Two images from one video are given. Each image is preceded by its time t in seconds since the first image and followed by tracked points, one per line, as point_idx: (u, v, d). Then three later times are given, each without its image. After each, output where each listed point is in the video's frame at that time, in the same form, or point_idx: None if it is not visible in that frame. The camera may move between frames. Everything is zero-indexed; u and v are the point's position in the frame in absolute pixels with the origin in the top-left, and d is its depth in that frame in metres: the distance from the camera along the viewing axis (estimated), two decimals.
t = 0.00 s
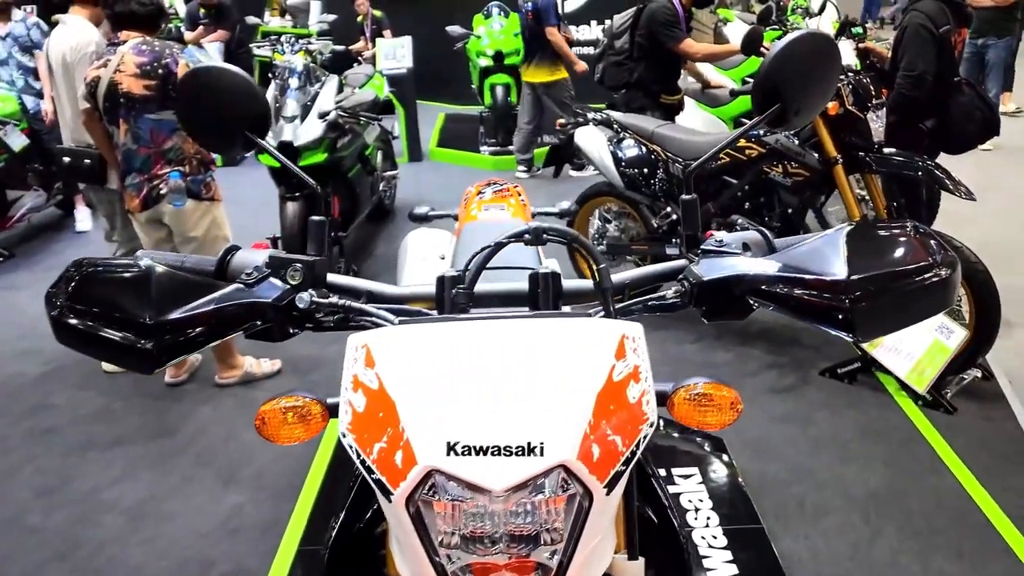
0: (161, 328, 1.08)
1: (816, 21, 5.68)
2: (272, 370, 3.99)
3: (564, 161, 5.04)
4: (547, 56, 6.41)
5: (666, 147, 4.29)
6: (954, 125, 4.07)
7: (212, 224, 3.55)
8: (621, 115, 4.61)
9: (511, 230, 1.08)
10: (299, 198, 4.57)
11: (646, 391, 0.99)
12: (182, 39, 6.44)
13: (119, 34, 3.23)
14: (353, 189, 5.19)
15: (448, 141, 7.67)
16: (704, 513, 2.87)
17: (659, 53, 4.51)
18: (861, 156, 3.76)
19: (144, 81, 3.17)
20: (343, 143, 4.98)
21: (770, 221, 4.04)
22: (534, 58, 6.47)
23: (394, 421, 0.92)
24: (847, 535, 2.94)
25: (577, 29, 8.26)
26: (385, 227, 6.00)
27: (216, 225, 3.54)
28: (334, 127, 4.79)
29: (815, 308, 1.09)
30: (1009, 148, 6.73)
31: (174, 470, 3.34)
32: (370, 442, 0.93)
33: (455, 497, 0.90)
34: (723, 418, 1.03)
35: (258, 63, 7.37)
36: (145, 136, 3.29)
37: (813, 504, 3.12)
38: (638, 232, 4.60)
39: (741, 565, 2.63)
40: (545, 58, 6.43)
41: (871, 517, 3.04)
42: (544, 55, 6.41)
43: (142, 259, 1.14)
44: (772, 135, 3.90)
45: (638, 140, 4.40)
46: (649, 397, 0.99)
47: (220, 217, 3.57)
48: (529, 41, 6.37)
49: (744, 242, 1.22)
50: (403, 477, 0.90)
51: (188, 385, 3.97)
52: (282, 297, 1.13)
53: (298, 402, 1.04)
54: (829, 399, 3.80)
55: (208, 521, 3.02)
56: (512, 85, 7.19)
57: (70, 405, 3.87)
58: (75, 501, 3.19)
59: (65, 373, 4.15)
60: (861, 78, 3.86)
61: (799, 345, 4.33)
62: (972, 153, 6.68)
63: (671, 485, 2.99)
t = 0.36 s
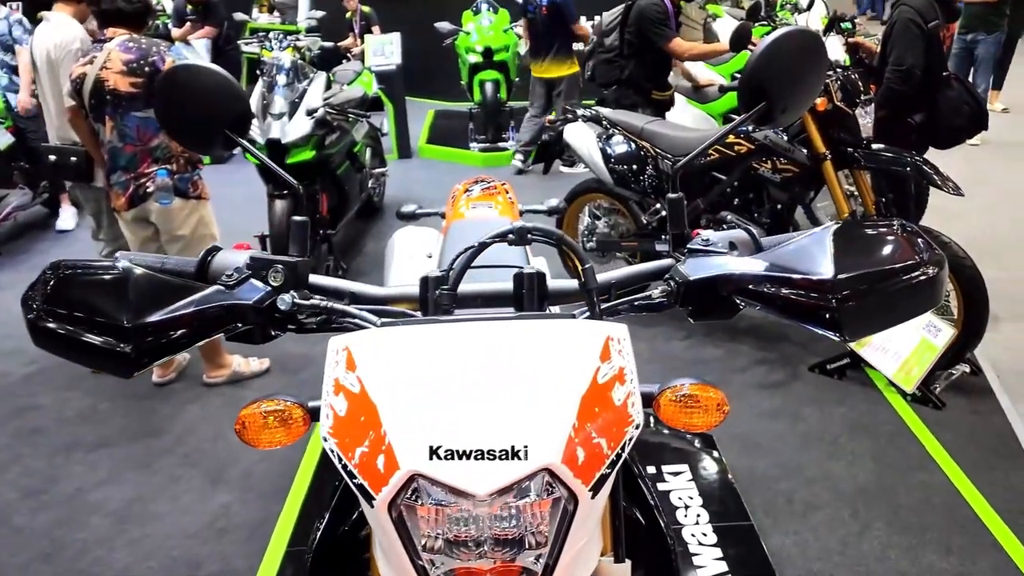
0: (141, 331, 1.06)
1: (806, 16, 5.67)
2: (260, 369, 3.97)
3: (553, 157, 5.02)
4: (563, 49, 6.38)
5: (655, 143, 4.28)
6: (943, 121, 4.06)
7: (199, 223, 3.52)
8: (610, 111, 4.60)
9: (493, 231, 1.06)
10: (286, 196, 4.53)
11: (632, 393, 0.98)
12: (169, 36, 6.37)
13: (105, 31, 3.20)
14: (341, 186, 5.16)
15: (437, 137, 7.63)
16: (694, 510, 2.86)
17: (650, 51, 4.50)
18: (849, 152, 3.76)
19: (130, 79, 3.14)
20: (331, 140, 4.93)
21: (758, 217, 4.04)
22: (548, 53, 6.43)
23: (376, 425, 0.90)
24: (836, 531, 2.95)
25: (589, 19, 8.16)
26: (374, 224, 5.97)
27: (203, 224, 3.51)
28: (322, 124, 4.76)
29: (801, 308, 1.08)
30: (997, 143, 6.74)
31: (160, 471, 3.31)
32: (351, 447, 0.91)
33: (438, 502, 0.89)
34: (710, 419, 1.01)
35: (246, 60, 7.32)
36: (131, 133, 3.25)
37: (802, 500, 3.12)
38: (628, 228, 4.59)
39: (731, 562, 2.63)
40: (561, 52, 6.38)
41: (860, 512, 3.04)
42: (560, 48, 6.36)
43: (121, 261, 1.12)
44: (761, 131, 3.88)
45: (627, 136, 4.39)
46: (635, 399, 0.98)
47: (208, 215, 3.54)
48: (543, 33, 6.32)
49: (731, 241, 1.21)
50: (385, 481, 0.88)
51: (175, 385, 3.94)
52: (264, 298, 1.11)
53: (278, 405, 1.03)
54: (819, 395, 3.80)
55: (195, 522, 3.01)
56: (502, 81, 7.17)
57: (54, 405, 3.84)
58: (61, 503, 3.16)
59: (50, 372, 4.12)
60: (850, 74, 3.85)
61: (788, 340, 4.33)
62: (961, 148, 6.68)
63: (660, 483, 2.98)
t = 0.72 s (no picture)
0: (133, 328, 1.06)
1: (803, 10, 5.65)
2: (254, 364, 3.95)
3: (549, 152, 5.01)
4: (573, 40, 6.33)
5: (652, 139, 4.27)
6: (941, 116, 4.05)
7: (192, 219, 3.51)
8: (607, 106, 4.59)
9: (489, 227, 1.05)
10: (282, 190, 4.51)
11: (626, 390, 0.97)
12: (164, 30, 6.34)
13: (99, 24, 3.18)
14: (336, 181, 5.14)
15: (433, 131, 7.61)
16: (689, 505, 2.86)
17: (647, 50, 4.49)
18: (845, 148, 3.76)
19: (123, 72, 3.12)
20: (327, 134, 4.91)
21: (755, 213, 4.03)
22: (557, 45, 6.38)
23: (367, 422, 0.90)
24: (831, 526, 2.95)
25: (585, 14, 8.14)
26: (370, 219, 5.96)
27: (197, 219, 3.50)
28: (317, 118, 4.74)
29: (796, 304, 1.08)
30: (994, 138, 6.74)
31: (155, 466, 3.31)
32: (343, 444, 0.91)
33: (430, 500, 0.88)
34: (705, 417, 1.01)
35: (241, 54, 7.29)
36: (125, 127, 3.24)
37: (797, 495, 3.12)
38: (624, 223, 4.58)
39: (726, 556, 2.64)
40: (571, 42, 6.32)
41: (855, 507, 3.05)
42: (569, 39, 6.31)
43: (112, 257, 1.11)
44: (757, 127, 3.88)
45: (624, 131, 4.38)
46: (629, 396, 0.97)
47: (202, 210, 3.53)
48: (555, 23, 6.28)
49: (726, 237, 1.20)
50: (378, 479, 0.88)
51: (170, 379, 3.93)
52: (256, 295, 1.10)
53: (270, 402, 1.02)
54: (814, 390, 3.80)
55: (191, 516, 3.00)
56: (498, 75, 7.15)
57: (49, 400, 3.82)
58: (55, 497, 3.15)
59: (44, 367, 4.10)
60: (845, 69, 3.83)
61: (784, 335, 4.33)
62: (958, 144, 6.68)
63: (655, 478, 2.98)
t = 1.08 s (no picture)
0: (131, 319, 1.05)
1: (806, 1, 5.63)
2: (253, 352, 3.95)
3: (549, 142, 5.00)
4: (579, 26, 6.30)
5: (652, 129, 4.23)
6: (942, 109, 4.03)
7: (191, 206, 3.49)
8: (607, 95, 4.57)
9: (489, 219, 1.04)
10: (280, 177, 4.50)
11: (627, 384, 0.97)
12: (163, 15, 6.31)
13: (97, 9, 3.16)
14: (335, 168, 5.11)
15: (431, 119, 7.58)
16: (686, 496, 2.87)
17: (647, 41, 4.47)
18: (846, 139, 3.74)
19: (121, 57, 3.10)
20: (326, 121, 4.91)
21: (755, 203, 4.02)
22: (564, 30, 6.33)
23: (368, 415, 0.90)
24: (828, 517, 2.96)
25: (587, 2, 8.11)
26: (369, 207, 5.95)
27: (195, 207, 3.48)
28: (316, 105, 4.72)
29: (797, 299, 1.08)
30: (993, 130, 6.73)
31: (154, 454, 3.31)
32: (343, 437, 0.90)
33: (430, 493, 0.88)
34: (706, 411, 1.01)
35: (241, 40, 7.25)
36: (122, 113, 3.22)
37: (794, 486, 3.13)
38: (624, 213, 4.58)
39: (722, 547, 2.65)
40: (577, 29, 6.29)
41: (851, 499, 3.06)
42: (577, 26, 6.29)
43: (109, 246, 1.11)
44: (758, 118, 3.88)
45: (624, 121, 4.37)
46: (630, 391, 0.96)
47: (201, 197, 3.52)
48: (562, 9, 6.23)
49: (727, 231, 1.19)
50: (378, 472, 0.87)
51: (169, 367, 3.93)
52: (255, 285, 1.10)
53: (270, 394, 1.02)
54: (812, 382, 3.81)
55: (189, 504, 3.01)
56: (499, 62, 7.13)
57: (48, 387, 3.82)
58: (54, 485, 3.16)
59: (41, 354, 4.09)
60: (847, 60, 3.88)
61: (782, 327, 4.33)
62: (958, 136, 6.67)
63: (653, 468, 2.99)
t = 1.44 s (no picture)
0: (140, 308, 1.04)
1: None
2: (259, 331, 3.95)
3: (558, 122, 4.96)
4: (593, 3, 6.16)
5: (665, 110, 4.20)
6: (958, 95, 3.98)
7: (200, 182, 3.48)
8: (617, 75, 4.52)
9: (506, 212, 1.02)
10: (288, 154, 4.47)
11: (645, 383, 0.95)
12: None
13: None
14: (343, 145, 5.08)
15: (440, 95, 7.52)
16: (693, 482, 2.87)
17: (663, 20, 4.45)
18: (860, 124, 3.75)
19: (130, 32, 3.07)
20: (334, 98, 4.88)
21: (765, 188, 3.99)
22: (579, 7, 6.24)
23: (381, 412, 0.88)
24: (834, 506, 2.97)
25: None
26: (376, 184, 5.92)
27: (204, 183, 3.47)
28: (324, 81, 4.70)
29: (815, 297, 1.06)
30: (1007, 116, 6.65)
31: (161, 432, 3.32)
32: (357, 433, 0.89)
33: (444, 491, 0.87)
34: (724, 409, 0.99)
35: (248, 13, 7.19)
36: (130, 88, 3.19)
37: (800, 475, 3.13)
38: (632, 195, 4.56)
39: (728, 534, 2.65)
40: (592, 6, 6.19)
41: (857, 488, 3.06)
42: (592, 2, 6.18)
43: (118, 234, 1.10)
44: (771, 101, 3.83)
45: (635, 102, 4.32)
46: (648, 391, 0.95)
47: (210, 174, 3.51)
48: None
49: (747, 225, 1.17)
50: (391, 470, 0.86)
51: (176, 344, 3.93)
52: (268, 274, 1.08)
53: (282, 388, 1.01)
54: (820, 369, 3.80)
55: (196, 482, 3.02)
56: (508, 39, 7.06)
57: (55, 363, 3.83)
58: (62, 461, 3.17)
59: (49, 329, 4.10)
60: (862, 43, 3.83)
61: (791, 313, 4.31)
62: (972, 121, 6.59)
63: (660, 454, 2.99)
